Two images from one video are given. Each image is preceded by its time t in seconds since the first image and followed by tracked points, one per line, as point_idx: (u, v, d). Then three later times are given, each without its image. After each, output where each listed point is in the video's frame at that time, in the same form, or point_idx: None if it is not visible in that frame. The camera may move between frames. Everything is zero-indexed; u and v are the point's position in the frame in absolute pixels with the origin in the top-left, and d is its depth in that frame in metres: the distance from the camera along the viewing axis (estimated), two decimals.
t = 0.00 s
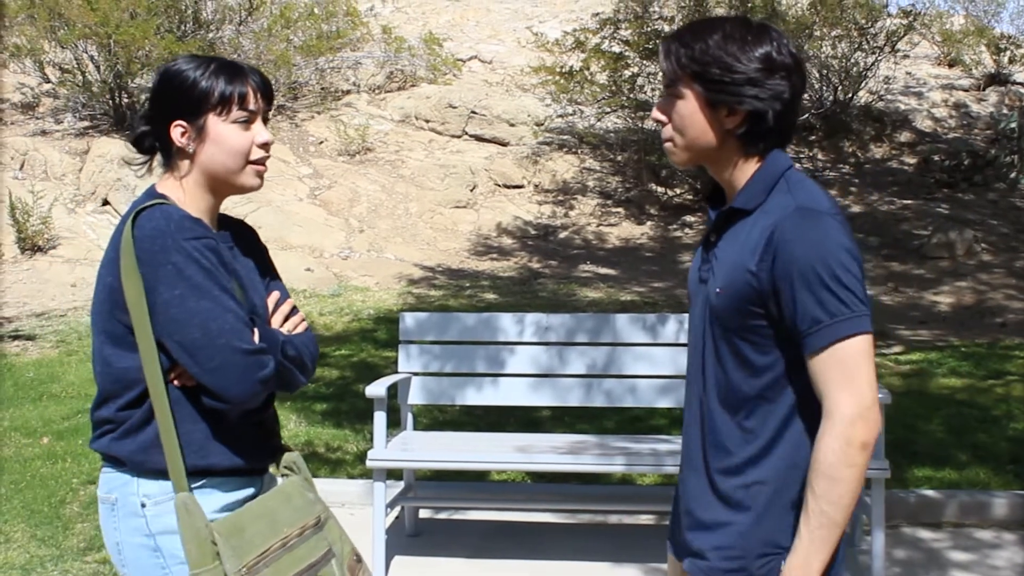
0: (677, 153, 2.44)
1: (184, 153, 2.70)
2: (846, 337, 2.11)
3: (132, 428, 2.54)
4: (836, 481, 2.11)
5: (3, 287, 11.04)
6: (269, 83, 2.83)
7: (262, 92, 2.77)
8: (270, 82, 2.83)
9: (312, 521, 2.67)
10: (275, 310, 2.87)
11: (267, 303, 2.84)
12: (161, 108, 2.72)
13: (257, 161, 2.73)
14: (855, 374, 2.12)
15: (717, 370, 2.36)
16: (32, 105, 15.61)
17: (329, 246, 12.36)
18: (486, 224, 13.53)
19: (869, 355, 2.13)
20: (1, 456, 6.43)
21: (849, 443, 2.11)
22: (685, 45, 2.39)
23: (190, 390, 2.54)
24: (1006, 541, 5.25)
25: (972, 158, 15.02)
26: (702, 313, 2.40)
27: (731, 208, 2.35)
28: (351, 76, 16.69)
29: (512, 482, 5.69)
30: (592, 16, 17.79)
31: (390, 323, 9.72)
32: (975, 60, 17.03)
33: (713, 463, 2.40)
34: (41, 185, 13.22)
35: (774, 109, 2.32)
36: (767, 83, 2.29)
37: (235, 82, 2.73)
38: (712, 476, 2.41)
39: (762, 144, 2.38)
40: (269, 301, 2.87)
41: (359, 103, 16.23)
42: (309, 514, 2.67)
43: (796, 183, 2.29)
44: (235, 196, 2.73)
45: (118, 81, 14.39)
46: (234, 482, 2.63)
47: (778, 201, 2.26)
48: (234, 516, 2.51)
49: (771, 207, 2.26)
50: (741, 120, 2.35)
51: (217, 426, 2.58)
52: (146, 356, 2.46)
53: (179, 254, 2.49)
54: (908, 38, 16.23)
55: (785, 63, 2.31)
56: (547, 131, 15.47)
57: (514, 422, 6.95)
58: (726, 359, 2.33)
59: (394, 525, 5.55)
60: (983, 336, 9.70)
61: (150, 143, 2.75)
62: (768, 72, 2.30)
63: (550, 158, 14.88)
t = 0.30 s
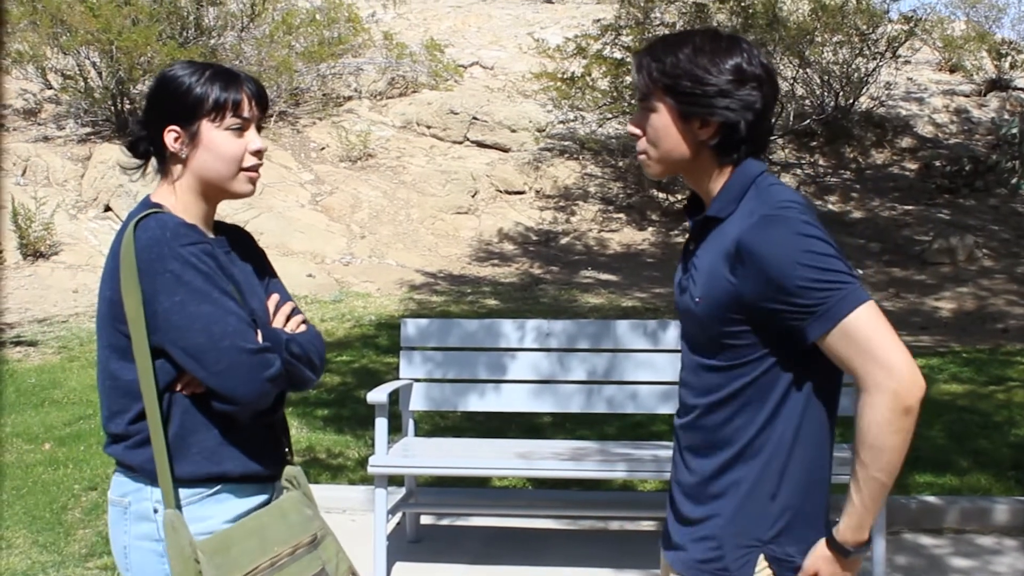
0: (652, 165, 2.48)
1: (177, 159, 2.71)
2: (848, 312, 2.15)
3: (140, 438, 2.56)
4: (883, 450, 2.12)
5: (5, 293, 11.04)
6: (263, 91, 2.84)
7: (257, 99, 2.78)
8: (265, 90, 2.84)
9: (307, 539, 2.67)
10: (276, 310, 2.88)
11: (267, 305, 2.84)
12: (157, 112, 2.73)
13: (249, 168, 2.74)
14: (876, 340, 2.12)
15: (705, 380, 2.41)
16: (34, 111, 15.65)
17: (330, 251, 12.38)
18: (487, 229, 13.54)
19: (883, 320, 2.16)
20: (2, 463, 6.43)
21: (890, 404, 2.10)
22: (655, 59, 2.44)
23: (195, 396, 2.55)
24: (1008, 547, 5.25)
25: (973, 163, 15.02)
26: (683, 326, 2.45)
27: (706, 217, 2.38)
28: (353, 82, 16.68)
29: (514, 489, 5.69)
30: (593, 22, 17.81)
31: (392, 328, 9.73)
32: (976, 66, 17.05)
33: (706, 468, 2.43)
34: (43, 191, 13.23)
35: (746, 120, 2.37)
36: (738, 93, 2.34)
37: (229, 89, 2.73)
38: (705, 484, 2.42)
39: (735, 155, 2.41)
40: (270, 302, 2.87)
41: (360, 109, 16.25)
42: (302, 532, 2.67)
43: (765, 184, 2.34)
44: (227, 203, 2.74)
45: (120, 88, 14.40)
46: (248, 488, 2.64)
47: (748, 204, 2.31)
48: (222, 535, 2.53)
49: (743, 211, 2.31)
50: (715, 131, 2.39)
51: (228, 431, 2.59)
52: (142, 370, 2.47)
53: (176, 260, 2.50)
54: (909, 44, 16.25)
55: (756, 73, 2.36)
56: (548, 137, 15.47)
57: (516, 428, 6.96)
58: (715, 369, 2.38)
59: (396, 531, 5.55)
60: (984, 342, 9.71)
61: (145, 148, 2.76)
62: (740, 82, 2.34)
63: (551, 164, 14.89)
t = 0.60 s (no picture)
0: (637, 178, 2.51)
1: (166, 168, 2.74)
2: (840, 294, 2.18)
3: (136, 445, 2.57)
4: (902, 419, 2.19)
5: (5, 300, 11.05)
6: (258, 102, 2.85)
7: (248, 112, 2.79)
8: (259, 101, 2.85)
9: (305, 544, 2.66)
10: (275, 318, 2.88)
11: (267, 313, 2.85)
12: (151, 120, 2.77)
13: (237, 180, 2.74)
14: (873, 314, 2.15)
15: (698, 385, 2.45)
16: (36, 118, 15.68)
17: (331, 259, 12.39)
18: (488, 236, 13.55)
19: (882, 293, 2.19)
20: (2, 469, 6.44)
21: (901, 371, 2.14)
22: (634, 73, 2.47)
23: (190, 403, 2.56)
24: (1007, 555, 5.25)
25: (973, 170, 15.02)
26: (675, 335, 2.49)
27: (693, 226, 2.42)
28: (354, 89, 16.71)
29: (514, 496, 5.70)
30: (594, 29, 17.83)
31: (392, 335, 9.74)
32: (976, 73, 17.06)
33: (701, 473, 2.47)
34: (44, 198, 13.25)
35: (728, 129, 2.41)
36: (718, 103, 2.38)
37: (218, 99, 2.75)
38: (701, 490, 2.46)
39: (720, 163, 2.44)
40: (269, 311, 2.88)
41: (361, 115, 16.28)
42: (300, 539, 2.65)
43: (747, 186, 2.37)
44: (215, 213, 2.75)
45: (121, 94, 14.41)
46: (248, 495, 2.66)
47: (731, 206, 2.35)
48: (216, 543, 2.53)
49: (728, 213, 2.35)
50: (698, 143, 2.42)
51: (224, 439, 2.61)
52: (132, 376, 2.48)
53: (167, 269, 2.51)
54: (910, 52, 16.26)
55: (735, 81, 2.39)
56: (549, 144, 15.49)
57: (516, 435, 6.97)
58: (708, 373, 2.42)
59: (396, 538, 5.55)
60: (984, 349, 9.71)
61: (141, 153, 2.79)
62: (719, 92, 2.38)
63: (551, 171, 14.89)
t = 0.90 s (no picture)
0: (633, 184, 2.51)
1: (173, 172, 2.75)
2: (844, 287, 2.18)
3: (135, 450, 2.57)
4: (915, 395, 2.19)
5: (7, 305, 11.06)
6: (267, 109, 2.86)
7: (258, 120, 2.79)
8: (268, 109, 2.86)
9: (307, 547, 2.66)
10: (275, 327, 2.88)
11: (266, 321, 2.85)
12: (160, 124, 2.78)
13: (245, 188, 2.75)
14: (881, 303, 2.13)
15: (702, 390, 2.46)
16: (36, 122, 15.68)
17: (333, 262, 12.39)
18: (490, 239, 13.54)
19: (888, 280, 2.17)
20: (4, 474, 6.44)
21: (915, 360, 2.14)
22: (623, 80, 2.47)
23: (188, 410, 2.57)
24: (1010, 557, 5.25)
25: (975, 173, 15.01)
26: (679, 341, 2.50)
27: (692, 229, 2.43)
28: (355, 92, 16.72)
29: (516, 499, 5.69)
30: (595, 33, 17.84)
31: (395, 339, 9.75)
32: (977, 76, 17.08)
33: (709, 477, 2.47)
34: (46, 203, 13.26)
35: (721, 130, 2.40)
36: (709, 104, 2.37)
37: (228, 105, 2.75)
38: (709, 494, 2.46)
39: (716, 166, 2.43)
40: (269, 318, 2.88)
41: (363, 119, 16.30)
42: (303, 541, 2.66)
43: (744, 187, 2.38)
44: (221, 220, 2.76)
45: (122, 99, 14.41)
46: (247, 499, 2.66)
47: (730, 208, 2.36)
48: (220, 546, 2.54)
49: (726, 215, 2.36)
50: (691, 146, 2.42)
51: (221, 447, 2.61)
52: (135, 382, 2.49)
53: (167, 276, 2.51)
54: (910, 55, 16.27)
55: (725, 81, 2.39)
56: (550, 148, 15.50)
57: (518, 438, 6.97)
58: (712, 378, 2.43)
59: (398, 542, 5.55)
60: (986, 352, 9.71)
61: (148, 158, 2.79)
62: (710, 92, 2.38)
63: (553, 174, 14.89)
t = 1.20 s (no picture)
0: (637, 191, 2.49)
1: (179, 175, 2.75)
2: (847, 301, 2.10)
3: (139, 450, 2.57)
4: (915, 413, 2.13)
5: (8, 306, 11.07)
6: (271, 109, 2.87)
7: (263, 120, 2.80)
8: (272, 109, 2.87)
9: (306, 550, 2.67)
10: (276, 327, 2.89)
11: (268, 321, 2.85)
12: (164, 127, 2.77)
13: (252, 188, 2.76)
14: (881, 319, 2.06)
15: (713, 403, 2.39)
16: (37, 124, 15.70)
17: (333, 264, 12.40)
18: (491, 241, 13.54)
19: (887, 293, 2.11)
20: (5, 475, 6.44)
21: (915, 377, 2.07)
22: (625, 86, 2.44)
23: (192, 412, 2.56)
24: (1011, 559, 5.25)
25: (976, 175, 15.04)
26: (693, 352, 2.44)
27: (698, 238, 2.39)
28: (356, 94, 16.73)
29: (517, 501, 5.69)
30: (595, 35, 17.86)
31: (395, 340, 9.75)
32: (978, 78, 17.08)
33: (721, 490, 2.39)
34: (47, 205, 13.27)
35: (726, 137, 2.37)
36: (713, 111, 2.33)
37: (233, 106, 2.76)
38: (719, 507, 2.38)
39: (720, 173, 2.40)
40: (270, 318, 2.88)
41: (363, 121, 16.32)
42: (302, 544, 2.66)
43: (749, 197, 2.33)
44: (228, 221, 2.76)
45: (123, 101, 14.43)
46: (247, 501, 2.66)
47: (735, 219, 2.30)
48: (220, 547, 2.54)
49: (732, 225, 2.30)
50: (696, 153, 2.38)
51: (223, 447, 2.60)
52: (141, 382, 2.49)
53: (176, 275, 2.51)
54: (911, 56, 16.27)
55: (730, 86, 2.35)
56: (551, 149, 15.50)
57: (519, 440, 6.97)
58: (722, 389, 2.36)
59: (399, 543, 5.55)
60: (987, 354, 9.71)
61: (153, 161, 2.79)
62: (715, 98, 2.34)
63: (553, 176, 14.90)
